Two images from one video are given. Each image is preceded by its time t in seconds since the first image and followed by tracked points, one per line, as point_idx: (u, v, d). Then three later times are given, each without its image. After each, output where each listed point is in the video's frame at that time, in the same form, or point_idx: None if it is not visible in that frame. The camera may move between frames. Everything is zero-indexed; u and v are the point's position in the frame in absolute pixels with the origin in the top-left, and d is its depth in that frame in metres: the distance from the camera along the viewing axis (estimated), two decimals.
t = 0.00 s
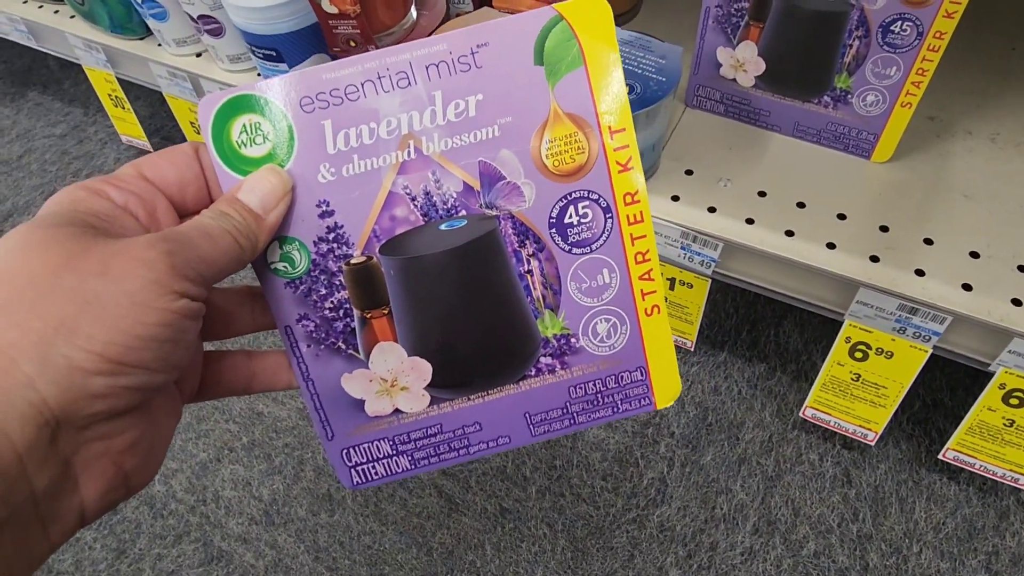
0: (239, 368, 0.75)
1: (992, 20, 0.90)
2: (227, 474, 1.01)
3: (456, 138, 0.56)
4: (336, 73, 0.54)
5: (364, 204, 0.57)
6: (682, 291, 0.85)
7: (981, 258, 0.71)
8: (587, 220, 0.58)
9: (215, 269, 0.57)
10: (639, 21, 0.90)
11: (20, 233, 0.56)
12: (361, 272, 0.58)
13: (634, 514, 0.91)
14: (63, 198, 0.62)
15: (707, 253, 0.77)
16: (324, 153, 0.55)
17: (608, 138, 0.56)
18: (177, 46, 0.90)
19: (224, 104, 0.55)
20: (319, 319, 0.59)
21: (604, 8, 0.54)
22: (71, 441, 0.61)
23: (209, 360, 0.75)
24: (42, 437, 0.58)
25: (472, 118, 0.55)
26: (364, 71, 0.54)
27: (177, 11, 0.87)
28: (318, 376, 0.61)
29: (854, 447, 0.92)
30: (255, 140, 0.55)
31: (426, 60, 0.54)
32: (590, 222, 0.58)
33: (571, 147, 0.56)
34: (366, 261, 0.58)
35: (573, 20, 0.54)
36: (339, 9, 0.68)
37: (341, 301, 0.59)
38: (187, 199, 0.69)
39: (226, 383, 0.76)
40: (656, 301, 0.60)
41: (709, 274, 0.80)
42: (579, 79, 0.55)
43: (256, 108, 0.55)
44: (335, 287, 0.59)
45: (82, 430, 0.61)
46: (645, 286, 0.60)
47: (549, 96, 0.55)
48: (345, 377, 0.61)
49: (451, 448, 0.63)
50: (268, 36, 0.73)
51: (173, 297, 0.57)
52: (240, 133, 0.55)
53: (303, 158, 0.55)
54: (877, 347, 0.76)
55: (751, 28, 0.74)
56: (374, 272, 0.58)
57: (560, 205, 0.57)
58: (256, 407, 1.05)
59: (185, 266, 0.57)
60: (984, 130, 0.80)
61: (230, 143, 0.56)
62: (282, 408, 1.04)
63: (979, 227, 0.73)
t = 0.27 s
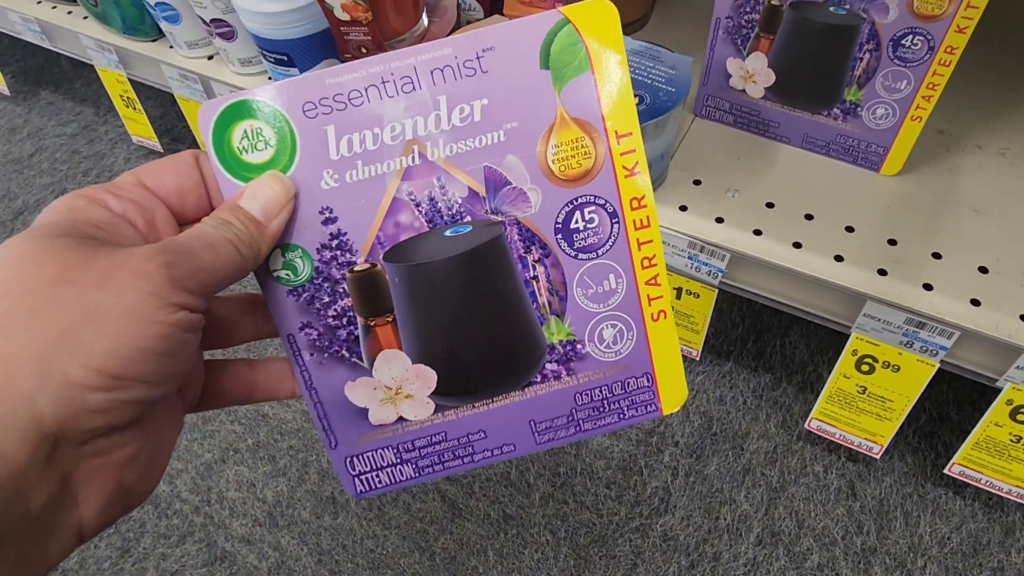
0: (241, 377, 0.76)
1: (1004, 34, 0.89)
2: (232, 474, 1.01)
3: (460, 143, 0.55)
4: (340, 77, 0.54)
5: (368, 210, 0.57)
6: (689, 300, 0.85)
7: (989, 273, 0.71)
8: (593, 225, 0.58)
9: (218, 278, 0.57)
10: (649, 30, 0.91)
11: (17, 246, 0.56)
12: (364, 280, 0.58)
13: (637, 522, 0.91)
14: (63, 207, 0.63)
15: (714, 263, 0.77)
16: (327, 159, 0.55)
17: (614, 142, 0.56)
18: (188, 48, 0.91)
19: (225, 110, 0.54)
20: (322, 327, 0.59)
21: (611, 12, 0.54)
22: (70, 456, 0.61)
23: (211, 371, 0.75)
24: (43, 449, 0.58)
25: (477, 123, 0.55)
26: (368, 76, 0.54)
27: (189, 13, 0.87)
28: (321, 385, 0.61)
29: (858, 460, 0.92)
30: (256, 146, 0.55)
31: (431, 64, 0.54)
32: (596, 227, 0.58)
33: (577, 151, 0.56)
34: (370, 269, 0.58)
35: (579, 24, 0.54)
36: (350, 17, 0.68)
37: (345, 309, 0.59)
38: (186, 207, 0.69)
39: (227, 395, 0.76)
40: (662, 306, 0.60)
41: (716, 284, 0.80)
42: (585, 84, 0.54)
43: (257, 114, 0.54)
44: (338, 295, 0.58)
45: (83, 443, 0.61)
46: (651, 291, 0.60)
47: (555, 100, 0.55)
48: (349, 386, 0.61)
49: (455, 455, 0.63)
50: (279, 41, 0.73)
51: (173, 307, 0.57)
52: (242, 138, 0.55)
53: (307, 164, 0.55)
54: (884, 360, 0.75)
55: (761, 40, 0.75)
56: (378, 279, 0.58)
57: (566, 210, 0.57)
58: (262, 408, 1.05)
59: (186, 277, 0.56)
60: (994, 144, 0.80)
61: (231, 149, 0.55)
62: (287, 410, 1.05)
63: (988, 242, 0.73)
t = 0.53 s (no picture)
0: (250, 341, 0.79)
1: (1008, 48, 0.92)
2: (251, 453, 1.05)
3: (470, 98, 0.58)
4: (348, 32, 0.56)
5: (377, 168, 0.58)
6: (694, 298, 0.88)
7: (983, 279, 0.74)
8: (605, 181, 0.60)
9: (225, 239, 0.60)
10: (663, 35, 0.94)
11: (28, 205, 0.58)
12: (375, 238, 0.59)
13: (639, 509, 0.95)
14: (68, 161, 0.65)
15: (720, 263, 0.80)
16: (336, 116, 0.57)
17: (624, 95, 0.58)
18: (216, 42, 0.94)
19: (231, 67, 0.56)
20: (333, 289, 0.60)
21: None
22: (82, 414, 0.64)
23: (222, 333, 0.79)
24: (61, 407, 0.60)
25: (488, 77, 0.57)
26: (375, 31, 0.56)
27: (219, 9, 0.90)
28: (331, 350, 0.62)
29: (853, 455, 0.95)
30: (262, 104, 0.57)
31: (438, 19, 0.56)
32: (608, 183, 0.60)
33: (587, 105, 0.58)
34: (381, 229, 0.59)
35: None
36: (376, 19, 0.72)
37: (355, 270, 0.60)
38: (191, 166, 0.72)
39: (237, 356, 0.80)
40: (676, 264, 0.62)
41: (721, 283, 0.83)
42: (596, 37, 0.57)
43: (265, 72, 0.56)
44: (349, 255, 0.60)
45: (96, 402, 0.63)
46: (664, 249, 0.62)
47: (566, 52, 0.57)
48: (359, 350, 0.62)
49: (469, 419, 0.65)
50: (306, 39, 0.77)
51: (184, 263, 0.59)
52: (247, 96, 0.57)
53: (314, 122, 0.57)
54: (880, 359, 0.79)
55: (771, 49, 0.78)
56: (388, 239, 0.59)
57: (579, 166, 0.60)
58: (280, 390, 1.09)
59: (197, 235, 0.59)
60: (994, 156, 0.83)
61: (237, 107, 0.57)
62: (304, 393, 1.08)
63: (984, 250, 0.76)
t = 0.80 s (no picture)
0: (217, 360, 0.83)
1: (983, 93, 0.99)
2: (268, 444, 1.13)
3: (427, 109, 0.59)
4: (296, 44, 0.56)
5: (335, 180, 0.60)
6: (682, 316, 0.96)
7: (943, 309, 0.80)
8: (569, 187, 0.62)
9: (177, 264, 0.62)
10: (661, 70, 1.01)
11: None
12: (338, 253, 0.61)
13: (623, 509, 1.02)
14: (19, 192, 0.66)
15: (705, 285, 0.87)
16: (289, 129, 0.58)
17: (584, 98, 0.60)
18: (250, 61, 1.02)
19: (179, 89, 0.57)
20: (298, 305, 0.63)
21: None
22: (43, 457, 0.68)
23: (188, 355, 0.83)
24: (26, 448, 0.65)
25: (442, 88, 0.58)
26: (323, 41, 0.56)
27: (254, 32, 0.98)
28: (299, 364, 0.65)
29: (825, 468, 1.02)
30: (215, 122, 0.58)
31: (388, 29, 0.57)
32: (571, 187, 0.62)
33: (547, 111, 0.60)
34: (343, 243, 0.61)
35: None
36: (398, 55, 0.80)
37: (320, 285, 0.62)
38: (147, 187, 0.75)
39: (204, 372, 0.83)
40: (643, 266, 0.65)
41: (706, 303, 0.90)
42: (551, 44, 0.58)
43: (214, 91, 0.57)
44: (312, 268, 0.62)
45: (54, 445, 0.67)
46: (632, 249, 0.64)
47: (523, 60, 0.59)
48: (329, 365, 0.65)
49: (443, 425, 0.68)
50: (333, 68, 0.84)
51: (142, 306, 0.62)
52: (200, 115, 0.58)
53: (269, 135, 0.58)
54: (848, 380, 0.86)
55: (758, 90, 0.85)
56: (350, 253, 0.61)
57: (541, 171, 0.61)
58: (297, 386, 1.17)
59: (150, 267, 0.61)
60: (962, 195, 0.90)
61: (189, 125, 0.58)
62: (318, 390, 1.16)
63: (947, 283, 0.83)
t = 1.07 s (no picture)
0: (178, 352, 0.83)
1: (989, 119, 0.99)
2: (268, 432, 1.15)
3: (413, 88, 0.58)
4: (272, 12, 0.55)
5: (313, 163, 0.58)
6: (678, 327, 0.97)
7: (934, 337, 0.82)
8: (569, 180, 0.61)
9: (126, 243, 0.62)
10: (670, 81, 1.02)
11: None
12: (310, 244, 0.60)
13: (611, 513, 1.04)
14: None
15: (702, 300, 0.88)
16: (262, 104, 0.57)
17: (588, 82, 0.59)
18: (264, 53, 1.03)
19: (139, 56, 0.56)
20: (265, 301, 0.62)
21: None
22: None
23: (144, 343, 0.84)
24: None
25: (429, 64, 0.57)
26: (302, 10, 0.55)
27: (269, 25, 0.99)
28: (266, 366, 0.64)
29: (810, 481, 1.04)
30: (178, 91, 0.57)
31: None
32: (572, 181, 0.61)
33: (546, 95, 0.59)
34: (317, 232, 0.60)
35: None
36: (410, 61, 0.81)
37: (291, 279, 0.61)
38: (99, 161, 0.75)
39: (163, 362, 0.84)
40: (648, 270, 0.64)
41: (702, 317, 0.92)
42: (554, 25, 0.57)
43: (176, 58, 0.56)
44: (283, 259, 0.61)
45: None
46: (636, 254, 0.63)
47: (523, 39, 0.58)
48: (298, 365, 0.64)
49: (427, 438, 0.67)
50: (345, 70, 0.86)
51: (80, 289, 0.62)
52: (162, 83, 0.57)
53: (240, 111, 0.57)
54: (837, 401, 0.87)
55: (765, 109, 0.86)
56: (323, 244, 0.60)
57: (539, 161, 0.60)
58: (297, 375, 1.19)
59: (92, 249, 0.61)
60: (962, 223, 0.90)
61: (151, 95, 0.57)
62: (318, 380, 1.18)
63: (940, 311, 0.84)
